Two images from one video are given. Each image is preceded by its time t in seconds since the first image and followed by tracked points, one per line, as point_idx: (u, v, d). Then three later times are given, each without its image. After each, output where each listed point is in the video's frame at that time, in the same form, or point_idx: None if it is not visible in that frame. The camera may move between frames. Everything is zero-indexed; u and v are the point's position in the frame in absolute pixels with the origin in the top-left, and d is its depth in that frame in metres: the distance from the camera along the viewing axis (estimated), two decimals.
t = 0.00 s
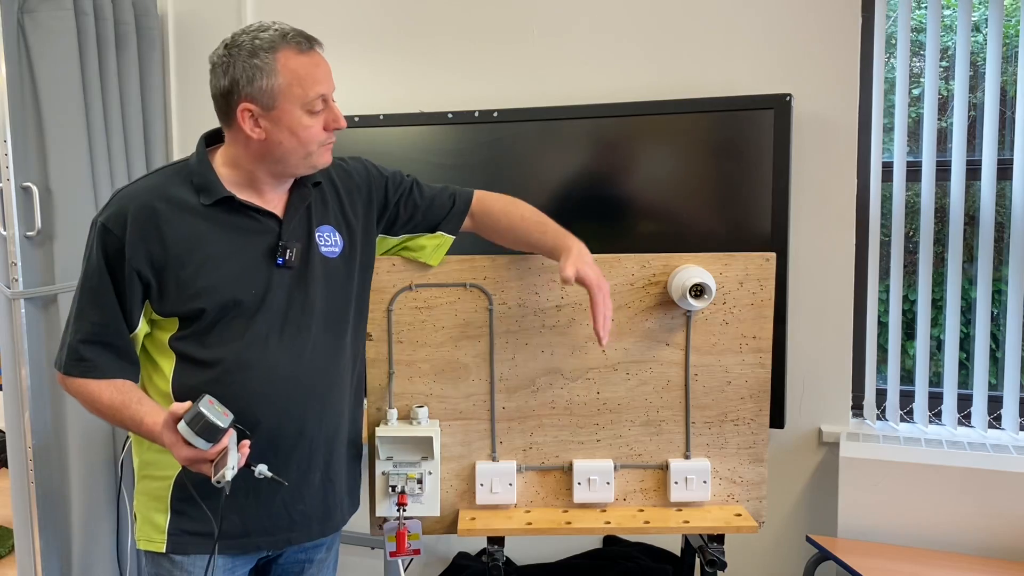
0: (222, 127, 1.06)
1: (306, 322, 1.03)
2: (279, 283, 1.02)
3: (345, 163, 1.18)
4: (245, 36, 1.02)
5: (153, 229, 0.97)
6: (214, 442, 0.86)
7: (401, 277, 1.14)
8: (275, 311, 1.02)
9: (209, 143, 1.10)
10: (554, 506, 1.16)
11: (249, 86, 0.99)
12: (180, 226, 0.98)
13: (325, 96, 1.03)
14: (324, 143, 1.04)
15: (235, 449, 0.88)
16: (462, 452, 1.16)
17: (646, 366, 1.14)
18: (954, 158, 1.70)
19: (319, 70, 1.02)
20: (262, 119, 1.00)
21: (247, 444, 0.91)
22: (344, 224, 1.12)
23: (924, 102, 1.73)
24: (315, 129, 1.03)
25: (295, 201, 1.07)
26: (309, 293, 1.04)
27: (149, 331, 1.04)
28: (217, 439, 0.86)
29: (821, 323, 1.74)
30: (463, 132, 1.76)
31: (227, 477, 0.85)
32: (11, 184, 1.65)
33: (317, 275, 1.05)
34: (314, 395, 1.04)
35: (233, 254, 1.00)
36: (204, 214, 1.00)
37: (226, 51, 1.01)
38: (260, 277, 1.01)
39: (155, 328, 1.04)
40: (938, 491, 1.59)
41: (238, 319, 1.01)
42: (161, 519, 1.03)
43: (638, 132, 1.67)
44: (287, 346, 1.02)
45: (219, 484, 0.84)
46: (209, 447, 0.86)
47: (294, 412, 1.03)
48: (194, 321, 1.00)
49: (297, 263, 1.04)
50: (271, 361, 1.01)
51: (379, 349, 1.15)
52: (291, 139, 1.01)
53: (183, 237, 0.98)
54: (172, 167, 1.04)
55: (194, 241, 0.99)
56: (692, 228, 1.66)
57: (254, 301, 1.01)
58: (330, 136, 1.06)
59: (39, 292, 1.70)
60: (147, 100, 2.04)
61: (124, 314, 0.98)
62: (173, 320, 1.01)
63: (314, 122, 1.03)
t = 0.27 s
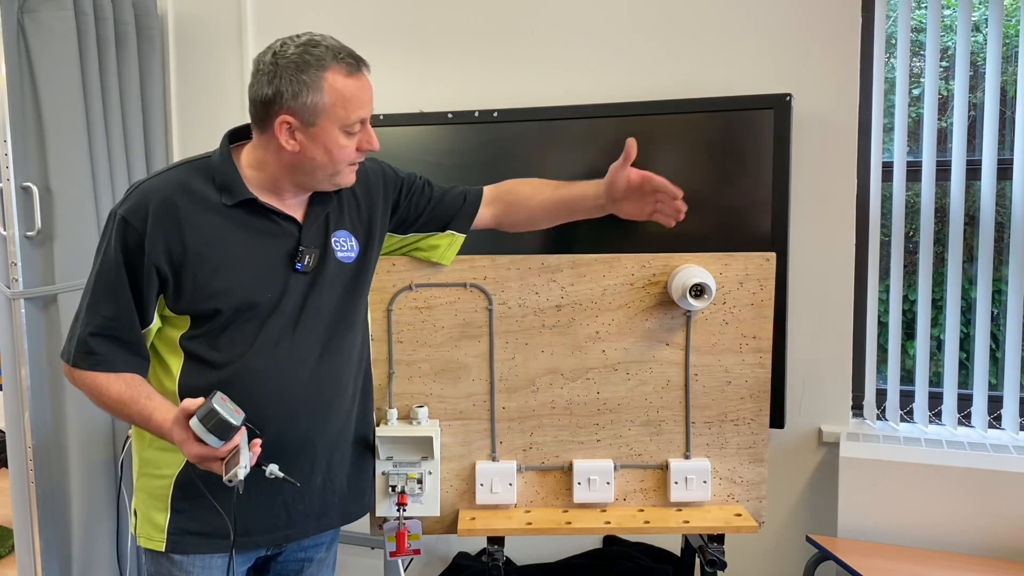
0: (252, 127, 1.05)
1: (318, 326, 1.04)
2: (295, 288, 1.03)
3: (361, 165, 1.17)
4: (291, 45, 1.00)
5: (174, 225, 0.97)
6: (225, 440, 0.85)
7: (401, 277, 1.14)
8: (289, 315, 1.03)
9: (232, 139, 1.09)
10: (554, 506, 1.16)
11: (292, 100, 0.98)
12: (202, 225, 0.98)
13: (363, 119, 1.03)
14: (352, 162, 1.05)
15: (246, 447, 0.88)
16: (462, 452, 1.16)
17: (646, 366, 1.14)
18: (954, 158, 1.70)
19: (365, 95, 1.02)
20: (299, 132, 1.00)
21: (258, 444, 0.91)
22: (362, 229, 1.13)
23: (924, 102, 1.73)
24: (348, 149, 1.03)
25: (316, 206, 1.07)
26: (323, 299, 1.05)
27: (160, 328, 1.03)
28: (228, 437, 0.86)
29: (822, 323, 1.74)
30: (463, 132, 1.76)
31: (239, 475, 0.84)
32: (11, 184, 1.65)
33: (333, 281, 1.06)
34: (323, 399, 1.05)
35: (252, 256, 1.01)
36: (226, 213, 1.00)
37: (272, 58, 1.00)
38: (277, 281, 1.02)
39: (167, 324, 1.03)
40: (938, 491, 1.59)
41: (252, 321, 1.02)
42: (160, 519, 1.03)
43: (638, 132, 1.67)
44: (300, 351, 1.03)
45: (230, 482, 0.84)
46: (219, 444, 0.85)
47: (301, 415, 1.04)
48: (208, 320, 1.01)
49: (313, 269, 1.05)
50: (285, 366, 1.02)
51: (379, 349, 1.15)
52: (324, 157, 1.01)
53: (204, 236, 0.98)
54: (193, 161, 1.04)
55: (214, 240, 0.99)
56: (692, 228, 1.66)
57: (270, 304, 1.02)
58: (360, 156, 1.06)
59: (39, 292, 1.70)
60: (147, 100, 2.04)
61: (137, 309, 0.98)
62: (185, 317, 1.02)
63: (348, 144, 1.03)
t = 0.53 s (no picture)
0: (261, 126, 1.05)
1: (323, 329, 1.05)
2: (300, 289, 1.03)
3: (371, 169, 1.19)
4: (301, 45, 1.00)
5: (181, 225, 0.97)
6: (235, 441, 0.86)
7: (401, 277, 1.14)
8: (294, 317, 1.03)
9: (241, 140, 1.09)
10: (554, 506, 1.16)
11: (297, 99, 0.97)
12: (209, 225, 0.98)
13: (368, 120, 1.01)
14: (357, 164, 1.03)
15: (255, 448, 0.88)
16: (462, 452, 1.16)
17: (646, 366, 1.14)
18: (954, 158, 1.70)
19: (371, 95, 1.00)
20: (304, 131, 0.99)
21: (267, 444, 0.91)
22: (367, 233, 1.13)
23: (924, 102, 1.73)
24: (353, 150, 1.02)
25: (322, 208, 1.07)
26: (328, 301, 1.05)
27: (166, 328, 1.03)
28: (238, 438, 0.86)
29: (822, 323, 1.74)
30: (463, 132, 1.76)
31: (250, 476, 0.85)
32: (11, 184, 1.65)
33: (338, 284, 1.06)
34: (326, 401, 1.05)
35: (259, 257, 1.01)
36: (233, 214, 1.00)
37: (281, 57, 1.00)
38: (282, 282, 1.02)
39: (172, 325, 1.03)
40: (938, 491, 1.59)
41: (257, 323, 1.01)
42: (165, 519, 1.03)
43: (638, 132, 1.67)
44: (304, 353, 1.03)
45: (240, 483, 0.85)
46: (230, 445, 0.86)
47: (306, 418, 1.04)
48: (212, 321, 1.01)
49: (319, 271, 1.05)
50: (290, 369, 1.02)
51: (379, 349, 1.15)
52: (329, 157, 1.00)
53: (211, 236, 0.98)
54: (202, 161, 1.04)
55: (221, 241, 0.99)
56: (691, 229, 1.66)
57: (275, 306, 1.02)
58: (366, 158, 1.05)
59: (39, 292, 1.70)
60: (147, 100, 2.04)
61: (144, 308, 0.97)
62: (190, 318, 1.01)
63: (352, 145, 1.02)
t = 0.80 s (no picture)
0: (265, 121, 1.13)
1: (320, 330, 1.04)
2: (298, 287, 1.03)
3: (372, 177, 1.22)
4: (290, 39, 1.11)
5: (181, 220, 0.98)
6: (241, 428, 0.86)
7: (401, 277, 1.14)
8: (291, 316, 1.03)
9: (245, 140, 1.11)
10: (554, 506, 1.16)
11: (260, 73, 1.05)
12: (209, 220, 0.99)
13: (316, 84, 1.02)
14: (304, 131, 1.01)
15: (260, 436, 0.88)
16: (462, 452, 1.16)
17: (646, 366, 1.14)
18: (954, 158, 1.70)
19: (318, 59, 1.02)
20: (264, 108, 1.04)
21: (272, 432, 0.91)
22: (367, 235, 1.13)
23: (924, 102, 1.73)
24: (298, 114, 1.01)
25: (320, 209, 1.08)
26: (326, 301, 1.05)
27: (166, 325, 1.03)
28: (243, 425, 0.86)
29: (822, 323, 1.74)
30: (463, 132, 1.76)
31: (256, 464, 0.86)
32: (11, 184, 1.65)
33: (336, 283, 1.06)
34: (325, 404, 1.05)
35: (257, 254, 1.01)
36: (233, 211, 1.01)
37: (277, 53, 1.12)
38: (280, 280, 1.02)
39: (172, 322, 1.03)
40: (938, 491, 1.59)
41: (254, 321, 1.01)
42: (166, 520, 1.02)
43: (638, 132, 1.67)
44: (302, 355, 1.03)
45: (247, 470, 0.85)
46: (235, 433, 0.86)
47: (306, 420, 1.04)
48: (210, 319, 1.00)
49: (317, 271, 1.05)
50: (290, 371, 1.02)
51: (379, 349, 1.15)
52: (274, 121, 1.01)
53: (210, 232, 0.99)
54: (204, 160, 1.05)
55: (220, 237, 0.99)
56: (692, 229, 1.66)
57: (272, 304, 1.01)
58: (315, 125, 1.01)
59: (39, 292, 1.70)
60: (147, 100, 2.04)
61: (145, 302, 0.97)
62: (190, 314, 1.01)
63: (300, 109, 1.01)
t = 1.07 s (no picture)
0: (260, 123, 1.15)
1: (312, 328, 1.04)
2: (290, 285, 1.03)
3: (371, 180, 1.22)
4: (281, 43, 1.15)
5: (174, 217, 0.98)
6: (226, 420, 0.85)
7: (401, 277, 1.14)
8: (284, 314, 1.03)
9: (240, 141, 1.13)
10: (554, 506, 1.16)
11: (251, 73, 1.08)
12: (201, 218, 1.00)
13: (300, 78, 1.04)
14: (289, 122, 1.02)
15: (247, 428, 0.87)
16: (462, 452, 1.16)
17: (646, 366, 1.14)
18: (954, 158, 1.70)
19: (300, 54, 1.04)
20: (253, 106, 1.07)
21: (260, 426, 0.90)
22: (363, 235, 1.13)
23: (924, 102, 1.73)
24: (283, 106, 1.03)
25: (314, 207, 1.08)
26: (319, 299, 1.05)
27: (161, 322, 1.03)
28: (230, 417, 0.85)
29: (822, 323, 1.74)
30: (463, 132, 1.76)
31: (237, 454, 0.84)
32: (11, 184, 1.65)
33: (329, 282, 1.06)
34: (319, 403, 1.05)
35: (249, 251, 1.01)
36: (226, 208, 1.02)
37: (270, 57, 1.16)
38: (273, 277, 1.02)
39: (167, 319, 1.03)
40: (939, 491, 1.59)
41: (247, 319, 1.01)
42: (161, 519, 1.03)
43: (638, 132, 1.67)
44: (295, 353, 1.03)
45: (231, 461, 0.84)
46: (222, 424, 0.85)
47: (300, 418, 1.03)
48: (203, 317, 1.00)
49: (310, 268, 1.05)
50: (284, 369, 1.02)
51: (379, 349, 1.15)
52: (261, 115, 1.03)
53: (202, 229, 0.99)
54: (198, 159, 1.06)
55: (213, 234, 1.00)
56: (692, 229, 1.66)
57: (264, 302, 1.01)
58: (299, 116, 1.03)
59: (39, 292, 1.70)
60: (147, 100, 2.04)
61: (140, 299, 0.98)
62: (183, 311, 1.01)
63: (285, 102, 1.03)
